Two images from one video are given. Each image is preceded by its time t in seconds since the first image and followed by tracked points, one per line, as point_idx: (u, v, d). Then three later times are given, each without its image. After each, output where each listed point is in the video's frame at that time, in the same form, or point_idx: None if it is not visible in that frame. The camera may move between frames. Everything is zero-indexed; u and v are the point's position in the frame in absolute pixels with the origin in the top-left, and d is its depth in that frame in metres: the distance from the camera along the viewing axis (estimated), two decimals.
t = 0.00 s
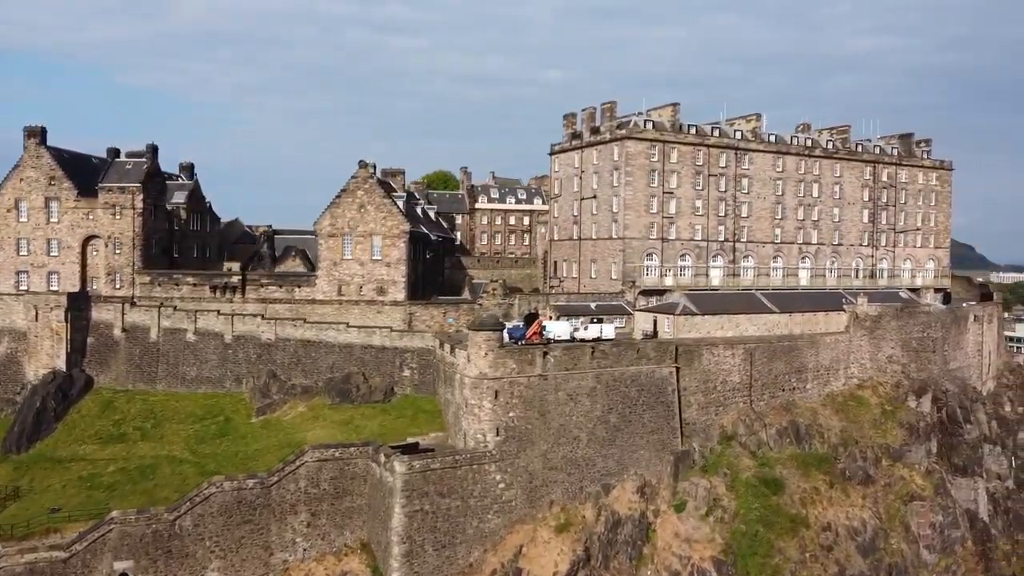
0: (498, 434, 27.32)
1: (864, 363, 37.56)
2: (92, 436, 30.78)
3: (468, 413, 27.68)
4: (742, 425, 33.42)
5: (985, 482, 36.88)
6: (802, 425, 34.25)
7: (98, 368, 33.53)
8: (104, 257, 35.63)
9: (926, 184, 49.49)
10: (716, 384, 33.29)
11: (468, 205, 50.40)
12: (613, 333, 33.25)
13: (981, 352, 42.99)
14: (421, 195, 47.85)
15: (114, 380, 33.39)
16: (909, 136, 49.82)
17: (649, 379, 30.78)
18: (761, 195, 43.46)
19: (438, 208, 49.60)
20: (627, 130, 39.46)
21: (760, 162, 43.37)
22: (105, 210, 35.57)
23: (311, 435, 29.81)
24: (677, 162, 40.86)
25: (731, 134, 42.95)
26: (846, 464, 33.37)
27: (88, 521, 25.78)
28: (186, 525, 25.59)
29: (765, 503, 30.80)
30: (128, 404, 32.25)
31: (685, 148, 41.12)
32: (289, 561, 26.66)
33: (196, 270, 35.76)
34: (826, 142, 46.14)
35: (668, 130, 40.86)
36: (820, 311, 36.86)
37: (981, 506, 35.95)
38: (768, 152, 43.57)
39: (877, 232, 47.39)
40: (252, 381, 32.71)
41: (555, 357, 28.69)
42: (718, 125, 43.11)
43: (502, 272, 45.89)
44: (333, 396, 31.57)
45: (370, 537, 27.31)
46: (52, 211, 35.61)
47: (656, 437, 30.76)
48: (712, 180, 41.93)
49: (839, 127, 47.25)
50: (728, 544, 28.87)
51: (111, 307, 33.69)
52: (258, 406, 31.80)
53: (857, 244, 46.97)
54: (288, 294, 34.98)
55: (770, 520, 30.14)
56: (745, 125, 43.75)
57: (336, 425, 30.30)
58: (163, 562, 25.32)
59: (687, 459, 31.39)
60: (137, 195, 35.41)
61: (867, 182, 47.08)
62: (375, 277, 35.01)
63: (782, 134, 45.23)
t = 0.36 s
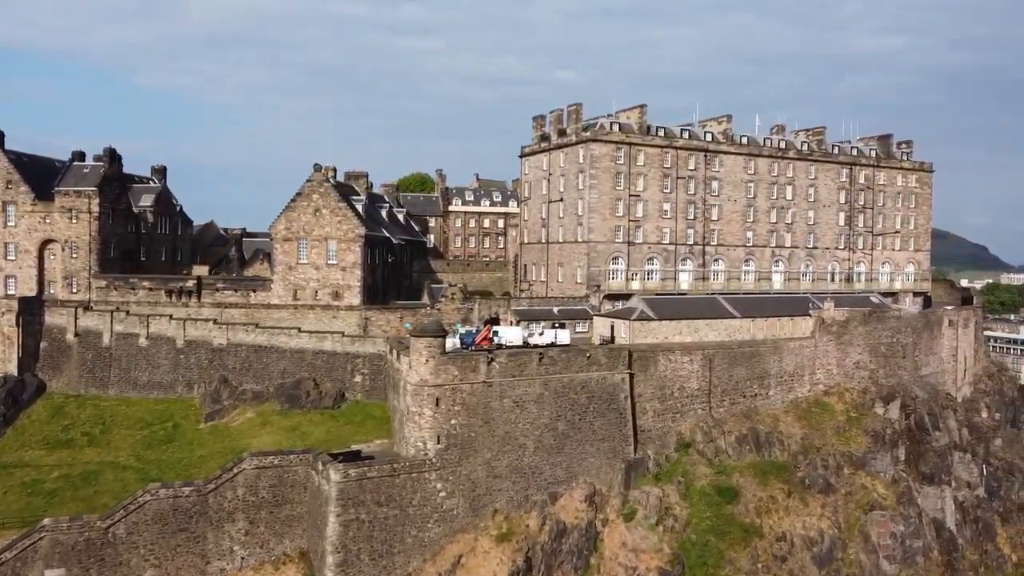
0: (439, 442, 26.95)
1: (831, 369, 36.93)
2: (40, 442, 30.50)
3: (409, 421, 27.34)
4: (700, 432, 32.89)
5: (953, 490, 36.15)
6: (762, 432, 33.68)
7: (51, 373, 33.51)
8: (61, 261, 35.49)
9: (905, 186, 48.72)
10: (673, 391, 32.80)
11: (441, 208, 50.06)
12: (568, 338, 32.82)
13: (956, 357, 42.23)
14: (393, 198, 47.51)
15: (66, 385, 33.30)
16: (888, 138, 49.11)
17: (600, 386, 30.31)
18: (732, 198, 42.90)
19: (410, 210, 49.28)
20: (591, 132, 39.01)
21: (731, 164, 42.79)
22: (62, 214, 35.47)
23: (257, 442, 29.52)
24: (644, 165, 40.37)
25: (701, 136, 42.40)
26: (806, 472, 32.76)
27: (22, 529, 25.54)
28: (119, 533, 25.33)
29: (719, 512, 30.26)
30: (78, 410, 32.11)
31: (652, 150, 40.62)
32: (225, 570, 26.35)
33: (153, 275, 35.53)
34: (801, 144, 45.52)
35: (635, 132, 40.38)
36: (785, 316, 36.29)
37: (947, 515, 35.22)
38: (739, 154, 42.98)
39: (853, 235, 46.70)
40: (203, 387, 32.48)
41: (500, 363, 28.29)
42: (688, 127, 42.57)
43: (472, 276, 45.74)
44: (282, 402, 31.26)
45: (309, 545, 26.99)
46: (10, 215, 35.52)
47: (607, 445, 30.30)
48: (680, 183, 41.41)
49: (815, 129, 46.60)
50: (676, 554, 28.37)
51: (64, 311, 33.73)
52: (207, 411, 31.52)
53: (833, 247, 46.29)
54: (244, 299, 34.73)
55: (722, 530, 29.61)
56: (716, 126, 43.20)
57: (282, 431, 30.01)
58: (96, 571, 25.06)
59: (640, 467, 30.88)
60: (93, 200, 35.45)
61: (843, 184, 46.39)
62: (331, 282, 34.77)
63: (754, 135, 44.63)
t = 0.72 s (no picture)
0: (380, 450, 26.60)
1: (797, 375, 36.29)
2: None
3: (351, 428, 27.01)
4: (657, 440, 32.36)
5: (921, 500, 35.47)
6: (721, 439, 33.13)
7: (6, 378, 33.54)
8: (19, 265, 35.68)
9: (885, 188, 47.94)
10: (629, 397, 32.30)
11: (416, 210, 49.75)
12: (523, 344, 32.42)
13: (931, 363, 41.47)
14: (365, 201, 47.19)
15: (21, 389, 33.31)
16: (868, 139, 48.33)
17: (551, 393, 29.85)
18: (703, 201, 42.35)
19: (384, 213, 48.99)
20: (556, 135, 38.56)
21: (702, 166, 42.26)
22: (20, 219, 35.96)
23: (203, 449, 29.27)
24: (611, 168, 39.88)
25: (671, 138, 41.87)
26: (765, 481, 32.18)
27: None
28: (53, 541, 25.13)
29: (671, 522, 29.74)
30: (30, 415, 31.85)
31: (620, 153, 40.13)
32: None
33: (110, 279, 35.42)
34: (775, 146, 44.88)
35: (602, 134, 39.90)
36: (749, 321, 35.71)
37: (914, 525, 34.55)
38: (711, 156, 42.41)
39: (830, 238, 45.99)
40: (155, 392, 32.30)
41: (445, 371, 27.92)
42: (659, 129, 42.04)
43: (445, 280, 45.31)
44: (233, 409, 31.01)
45: (248, 554, 26.71)
46: None
47: (558, 453, 29.85)
48: (649, 186, 40.89)
49: (791, 131, 45.94)
50: (623, 565, 27.92)
51: (19, 316, 33.68)
52: (158, 417, 31.29)
53: (810, 250, 45.59)
54: (200, 304, 34.53)
55: (673, 540, 29.11)
56: (688, 129, 42.64)
57: (230, 438, 29.74)
58: None
59: (592, 475, 30.39)
60: (51, 204, 35.78)
61: (820, 186, 45.69)
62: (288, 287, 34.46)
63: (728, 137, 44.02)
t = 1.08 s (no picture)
0: (319, 458, 26.36)
1: (762, 381, 35.73)
2: None
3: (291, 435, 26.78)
4: (613, 447, 31.88)
5: (887, 509, 34.81)
6: (679, 447, 32.63)
7: None
8: None
9: (864, 191, 47.22)
10: (584, 404, 31.88)
11: (391, 213, 49.41)
12: (477, 350, 32.09)
13: (905, 368, 40.76)
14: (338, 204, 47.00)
15: None
16: (847, 141, 47.63)
17: (500, 401, 29.51)
18: (673, 205, 41.84)
19: (358, 216, 48.79)
20: (520, 138, 38.15)
21: (672, 169, 41.75)
22: None
23: (149, 455, 29.04)
24: (577, 171, 39.42)
25: (641, 140, 41.39)
26: (722, 490, 31.67)
27: None
28: None
29: (622, 531, 29.24)
30: None
31: (586, 155, 39.67)
32: None
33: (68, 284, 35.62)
34: (749, 148, 44.31)
35: (568, 137, 39.45)
36: (711, 326, 35.19)
37: (879, 535, 33.90)
38: (681, 159, 41.89)
39: (806, 241, 45.35)
40: (108, 398, 32.17)
41: (389, 378, 27.61)
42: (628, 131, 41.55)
43: (415, 284, 45.08)
44: (183, 415, 30.82)
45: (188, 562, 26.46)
46: None
47: (507, 461, 29.48)
48: (617, 189, 40.41)
49: (766, 132, 45.34)
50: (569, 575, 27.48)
51: None
52: (109, 423, 31.12)
53: (785, 254, 44.95)
54: (157, 308, 34.39)
55: (622, 550, 28.64)
56: (658, 131, 42.15)
57: (177, 444, 29.52)
58: None
59: (544, 483, 29.97)
60: (8, 209, 36.72)
61: (796, 188, 45.04)
62: (244, 291, 34.26)
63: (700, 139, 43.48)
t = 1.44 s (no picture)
0: (258, 464, 26.14)
1: (726, 387, 35.27)
2: None
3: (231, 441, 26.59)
4: (567, 453, 31.48)
5: (851, 516, 34.24)
6: (636, 453, 32.24)
7: None
8: None
9: (842, 192, 46.61)
10: (538, 410, 31.51)
11: (365, 214, 49.32)
12: (431, 355, 31.75)
13: (877, 373, 40.17)
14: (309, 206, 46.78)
15: None
16: (824, 142, 47.01)
17: (449, 406, 29.20)
18: (642, 207, 41.41)
19: (332, 219, 48.85)
20: (484, 139, 37.80)
21: (641, 171, 41.34)
22: None
23: (97, 460, 28.82)
24: (543, 173, 39.07)
25: (609, 142, 40.96)
26: (678, 497, 31.24)
27: None
28: None
29: (572, 539, 28.81)
30: None
31: (552, 157, 39.31)
32: None
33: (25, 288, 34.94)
34: (722, 149, 43.77)
35: (533, 139, 39.09)
36: (672, 330, 34.72)
37: (842, 543, 33.33)
38: (651, 160, 41.44)
39: (781, 244, 44.77)
40: (61, 402, 32.12)
41: (332, 383, 27.39)
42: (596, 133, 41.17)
43: (385, 286, 44.53)
44: (134, 419, 30.71)
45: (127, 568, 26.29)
46: None
47: (455, 467, 29.15)
48: (584, 191, 40.04)
49: (740, 133, 44.81)
50: None
51: None
52: (61, 426, 30.96)
53: (759, 256, 44.40)
54: (115, 312, 34.10)
55: (570, 558, 28.24)
56: (628, 132, 41.76)
57: (125, 449, 29.39)
58: None
59: (493, 489, 29.59)
60: None
61: (770, 190, 44.48)
62: (201, 295, 34.16)
63: (672, 141, 43.01)
